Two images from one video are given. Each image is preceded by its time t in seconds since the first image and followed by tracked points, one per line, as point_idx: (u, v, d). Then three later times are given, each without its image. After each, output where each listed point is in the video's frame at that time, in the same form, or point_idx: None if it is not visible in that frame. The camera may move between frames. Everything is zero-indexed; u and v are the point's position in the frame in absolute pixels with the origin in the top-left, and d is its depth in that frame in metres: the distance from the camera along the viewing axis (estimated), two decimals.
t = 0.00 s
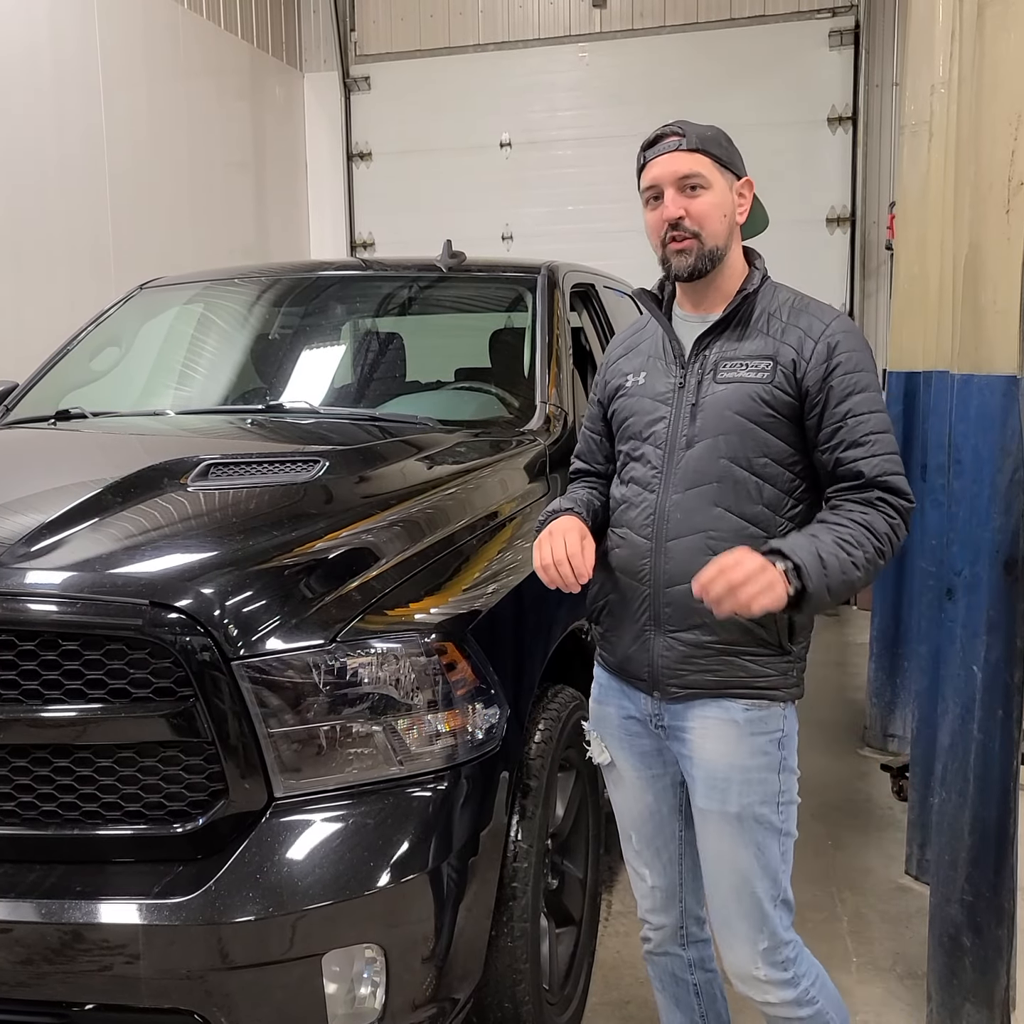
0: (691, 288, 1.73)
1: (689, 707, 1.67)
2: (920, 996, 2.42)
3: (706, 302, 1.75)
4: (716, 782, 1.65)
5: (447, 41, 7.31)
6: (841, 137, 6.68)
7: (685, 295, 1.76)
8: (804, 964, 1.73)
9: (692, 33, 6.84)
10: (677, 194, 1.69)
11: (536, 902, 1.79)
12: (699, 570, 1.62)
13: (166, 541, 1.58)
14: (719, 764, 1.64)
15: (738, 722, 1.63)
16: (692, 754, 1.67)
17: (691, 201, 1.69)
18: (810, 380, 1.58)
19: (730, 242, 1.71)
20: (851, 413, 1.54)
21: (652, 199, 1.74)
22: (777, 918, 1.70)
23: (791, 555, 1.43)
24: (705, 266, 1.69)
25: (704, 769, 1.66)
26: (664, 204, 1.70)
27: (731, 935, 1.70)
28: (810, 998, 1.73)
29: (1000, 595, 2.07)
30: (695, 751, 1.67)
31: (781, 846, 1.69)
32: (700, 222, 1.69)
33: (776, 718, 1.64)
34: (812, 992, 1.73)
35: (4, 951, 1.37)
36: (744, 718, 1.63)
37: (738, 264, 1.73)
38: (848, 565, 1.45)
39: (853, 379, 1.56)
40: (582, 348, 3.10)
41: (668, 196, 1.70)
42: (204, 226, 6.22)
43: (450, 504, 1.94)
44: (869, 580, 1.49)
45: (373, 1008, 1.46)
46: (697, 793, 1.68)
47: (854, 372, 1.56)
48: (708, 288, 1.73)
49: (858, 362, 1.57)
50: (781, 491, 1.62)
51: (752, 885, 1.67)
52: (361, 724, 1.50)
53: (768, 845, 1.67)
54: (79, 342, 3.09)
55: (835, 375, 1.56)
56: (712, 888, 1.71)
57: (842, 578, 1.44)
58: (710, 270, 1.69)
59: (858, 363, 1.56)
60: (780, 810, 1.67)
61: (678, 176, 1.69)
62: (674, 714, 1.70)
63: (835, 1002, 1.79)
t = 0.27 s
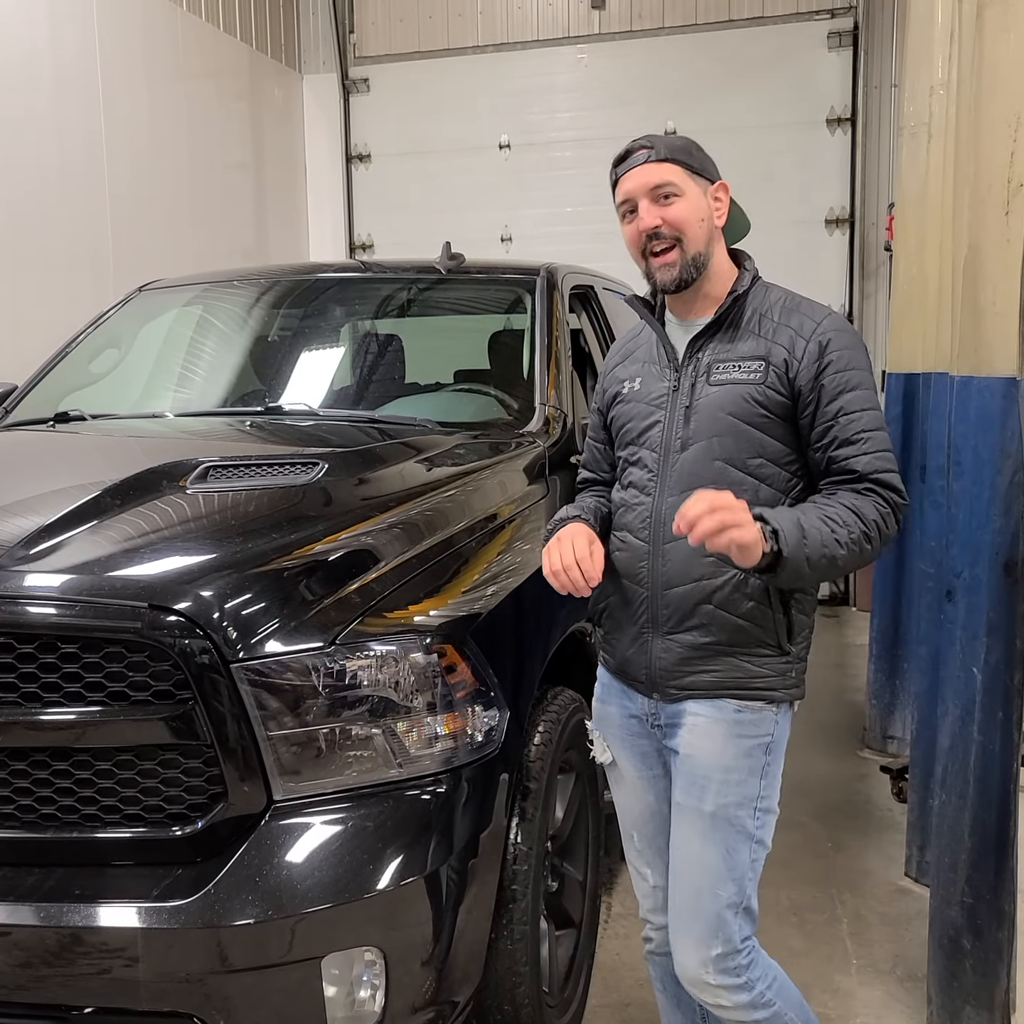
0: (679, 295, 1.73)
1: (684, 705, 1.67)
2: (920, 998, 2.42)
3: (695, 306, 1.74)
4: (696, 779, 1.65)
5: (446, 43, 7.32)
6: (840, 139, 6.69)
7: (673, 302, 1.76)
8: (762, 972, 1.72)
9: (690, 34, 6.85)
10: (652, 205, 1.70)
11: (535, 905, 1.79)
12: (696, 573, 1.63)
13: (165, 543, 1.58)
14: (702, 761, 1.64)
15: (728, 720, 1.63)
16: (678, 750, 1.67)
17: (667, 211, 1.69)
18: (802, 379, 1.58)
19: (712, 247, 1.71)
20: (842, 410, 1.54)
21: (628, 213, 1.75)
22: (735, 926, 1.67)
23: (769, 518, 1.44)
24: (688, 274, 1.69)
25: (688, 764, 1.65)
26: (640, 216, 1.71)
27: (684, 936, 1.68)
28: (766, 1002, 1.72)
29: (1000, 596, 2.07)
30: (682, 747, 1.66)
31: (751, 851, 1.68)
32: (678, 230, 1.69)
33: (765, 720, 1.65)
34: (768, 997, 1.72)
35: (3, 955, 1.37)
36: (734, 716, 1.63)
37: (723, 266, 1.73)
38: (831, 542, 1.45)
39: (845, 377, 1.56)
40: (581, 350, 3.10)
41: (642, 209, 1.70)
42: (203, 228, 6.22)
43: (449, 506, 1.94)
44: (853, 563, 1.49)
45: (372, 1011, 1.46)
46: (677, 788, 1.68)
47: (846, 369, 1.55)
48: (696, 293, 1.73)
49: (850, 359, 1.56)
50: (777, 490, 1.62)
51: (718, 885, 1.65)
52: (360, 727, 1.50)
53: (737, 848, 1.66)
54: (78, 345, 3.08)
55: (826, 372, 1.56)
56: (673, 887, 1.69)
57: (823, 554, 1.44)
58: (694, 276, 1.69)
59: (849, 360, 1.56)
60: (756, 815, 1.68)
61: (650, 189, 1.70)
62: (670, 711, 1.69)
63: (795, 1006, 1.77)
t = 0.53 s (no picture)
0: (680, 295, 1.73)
1: (695, 704, 1.67)
2: (920, 999, 2.42)
3: (696, 305, 1.74)
4: (706, 775, 1.65)
5: (444, 43, 7.31)
6: (839, 139, 6.69)
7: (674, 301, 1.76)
8: (776, 969, 1.69)
9: (689, 34, 6.85)
10: (647, 208, 1.70)
11: (534, 905, 1.79)
12: (706, 572, 1.62)
13: (163, 543, 1.57)
14: (713, 757, 1.64)
15: (740, 716, 1.63)
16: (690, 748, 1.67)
17: (662, 213, 1.69)
18: (801, 373, 1.57)
19: (709, 247, 1.70)
20: (844, 401, 1.54)
21: (626, 215, 1.75)
22: (746, 920, 1.66)
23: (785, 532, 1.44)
24: (685, 274, 1.69)
25: (698, 761, 1.66)
26: (637, 219, 1.71)
27: (693, 930, 1.68)
28: (781, 1002, 1.69)
29: (1000, 596, 2.07)
30: (694, 744, 1.66)
31: (764, 846, 1.67)
32: (674, 232, 1.69)
33: (781, 717, 1.64)
34: (782, 997, 1.69)
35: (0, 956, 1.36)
36: (747, 713, 1.63)
37: (723, 265, 1.72)
38: (847, 543, 1.44)
39: (845, 369, 1.55)
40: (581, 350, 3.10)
41: (638, 212, 1.70)
42: (201, 228, 6.21)
43: (447, 506, 1.94)
44: (872, 557, 1.48)
45: (371, 1012, 1.46)
46: (689, 784, 1.68)
47: (846, 361, 1.55)
48: (696, 293, 1.73)
49: (848, 350, 1.56)
50: (784, 487, 1.61)
51: (726, 879, 1.65)
52: (359, 727, 1.50)
53: (749, 843, 1.65)
54: (76, 345, 3.08)
55: (824, 366, 1.56)
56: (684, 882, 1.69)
57: (842, 557, 1.44)
58: (692, 276, 1.69)
59: (848, 351, 1.56)
60: (769, 811, 1.66)
61: (645, 192, 1.70)
62: (684, 709, 1.70)
63: (817, 1009, 1.74)
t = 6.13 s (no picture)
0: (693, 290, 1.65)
1: (739, 707, 1.65)
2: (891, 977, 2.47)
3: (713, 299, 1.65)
4: (767, 775, 1.64)
5: (411, 29, 7.25)
6: (803, 130, 6.75)
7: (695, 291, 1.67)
8: (867, 958, 1.70)
9: (656, 24, 6.85)
10: (651, 206, 1.58)
11: (515, 892, 1.80)
12: (735, 575, 1.58)
13: (141, 534, 1.56)
14: (769, 757, 1.63)
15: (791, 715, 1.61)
16: (742, 747, 1.66)
17: (664, 215, 1.57)
18: (843, 375, 1.50)
19: (717, 250, 1.57)
20: (888, 407, 1.46)
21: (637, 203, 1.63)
22: (835, 910, 1.67)
23: (836, 605, 1.41)
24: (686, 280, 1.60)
25: (755, 761, 1.65)
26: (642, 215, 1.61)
27: (794, 922, 1.70)
28: (869, 992, 1.70)
29: (970, 584, 2.10)
30: (745, 743, 1.66)
31: (839, 839, 1.66)
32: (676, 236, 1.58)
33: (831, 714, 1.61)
34: (874, 989, 1.71)
35: None
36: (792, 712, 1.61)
37: (741, 262, 1.59)
38: (893, 583, 1.42)
39: (889, 370, 1.47)
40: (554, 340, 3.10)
41: (643, 208, 1.60)
42: (165, 215, 6.12)
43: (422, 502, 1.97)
44: (924, 587, 1.45)
45: (355, 1001, 1.45)
46: (749, 783, 1.67)
47: (890, 363, 1.47)
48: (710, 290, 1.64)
49: (893, 351, 1.48)
50: (816, 488, 1.55)
51: (808, 875, 1.66)
52: (341, 717, 1.50)
53: (822, 839, 1.65)
54: (41, 333, 3.03)
55: (868, 368, 1.48)
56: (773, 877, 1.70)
57: (893, 605, 1.42)
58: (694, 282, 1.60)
59: (893, 352, 1.48)
60: (837, 804, 1.65)
61: (650, 187, 1.57)
62: (723, 712, 1.68)
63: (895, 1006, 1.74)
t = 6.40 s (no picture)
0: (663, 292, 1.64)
1: (705, 707, 1.65)
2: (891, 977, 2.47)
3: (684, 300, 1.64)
4: (735, 776, 1.63)
5: (411, 27, 7.24)
6: (804, 128, 6.74)
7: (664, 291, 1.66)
8: (845, 958, 1.68)
9: (657, 22, 6.84)
10: (616, 213, 1.56)
11: (515, 891, 1.80)
12: (702, 580, 1.57)
13: (141, 532, 1.56)
14: (736, 757, 1.62)
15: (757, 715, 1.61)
16: (710, 747, 1.66)
17: (630, 222, 1.55)
18: (808, 382, 1.49)
19: (686, 255, 1.56)
20: (852, 416, 1.45)
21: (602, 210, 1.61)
22: (810, 910, 1.66)
23: (797, 617, 1.42)
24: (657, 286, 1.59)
25: (723, 761, 1.64)
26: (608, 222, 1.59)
27: (767, 923, 1.68)
28: (849, 993, 1.68)
29: (974, 581, 2.11)
30: (712, 744, 1.65)
31: (809, 836, 1.65)
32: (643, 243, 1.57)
33: (798, 712, 1.60)
34: (854, 989, 1.68)
35: None
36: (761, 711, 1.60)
37: (709, 264, 1.58)
38: (854, 593, 1.42)
39: (855, 378, 1.46)
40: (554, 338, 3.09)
41: (608, 216, 1.58)
42: (165, 214, 6.11)
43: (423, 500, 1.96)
44: (886, 595, 1.45)
45: (356, 1000, 1.45)
46: (719, 784, 1.67)
47: (856, 370, 1.46)
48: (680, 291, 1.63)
49: (860, 358, 1.46)
50: (782, 494, 1.55)
51: (779, 875, 1.64)
52: (342, 716, 1.50)
53: (794, 837, 1.64)
54: (42, 331, 3.03)
55: (833, 376, 1.47)
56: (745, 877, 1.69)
57: (853, 616, 1.42)
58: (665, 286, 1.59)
59: (859, 360, 1.46)
60: (807, 802, 1.64)
61: (614, 195, 1.55)
62: (690, 711, 1.67)
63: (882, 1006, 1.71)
